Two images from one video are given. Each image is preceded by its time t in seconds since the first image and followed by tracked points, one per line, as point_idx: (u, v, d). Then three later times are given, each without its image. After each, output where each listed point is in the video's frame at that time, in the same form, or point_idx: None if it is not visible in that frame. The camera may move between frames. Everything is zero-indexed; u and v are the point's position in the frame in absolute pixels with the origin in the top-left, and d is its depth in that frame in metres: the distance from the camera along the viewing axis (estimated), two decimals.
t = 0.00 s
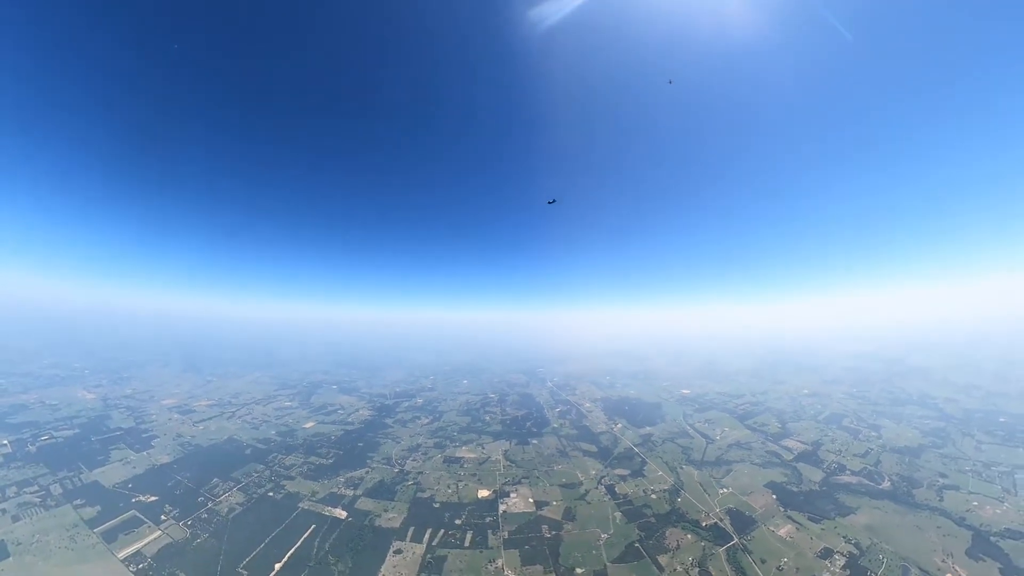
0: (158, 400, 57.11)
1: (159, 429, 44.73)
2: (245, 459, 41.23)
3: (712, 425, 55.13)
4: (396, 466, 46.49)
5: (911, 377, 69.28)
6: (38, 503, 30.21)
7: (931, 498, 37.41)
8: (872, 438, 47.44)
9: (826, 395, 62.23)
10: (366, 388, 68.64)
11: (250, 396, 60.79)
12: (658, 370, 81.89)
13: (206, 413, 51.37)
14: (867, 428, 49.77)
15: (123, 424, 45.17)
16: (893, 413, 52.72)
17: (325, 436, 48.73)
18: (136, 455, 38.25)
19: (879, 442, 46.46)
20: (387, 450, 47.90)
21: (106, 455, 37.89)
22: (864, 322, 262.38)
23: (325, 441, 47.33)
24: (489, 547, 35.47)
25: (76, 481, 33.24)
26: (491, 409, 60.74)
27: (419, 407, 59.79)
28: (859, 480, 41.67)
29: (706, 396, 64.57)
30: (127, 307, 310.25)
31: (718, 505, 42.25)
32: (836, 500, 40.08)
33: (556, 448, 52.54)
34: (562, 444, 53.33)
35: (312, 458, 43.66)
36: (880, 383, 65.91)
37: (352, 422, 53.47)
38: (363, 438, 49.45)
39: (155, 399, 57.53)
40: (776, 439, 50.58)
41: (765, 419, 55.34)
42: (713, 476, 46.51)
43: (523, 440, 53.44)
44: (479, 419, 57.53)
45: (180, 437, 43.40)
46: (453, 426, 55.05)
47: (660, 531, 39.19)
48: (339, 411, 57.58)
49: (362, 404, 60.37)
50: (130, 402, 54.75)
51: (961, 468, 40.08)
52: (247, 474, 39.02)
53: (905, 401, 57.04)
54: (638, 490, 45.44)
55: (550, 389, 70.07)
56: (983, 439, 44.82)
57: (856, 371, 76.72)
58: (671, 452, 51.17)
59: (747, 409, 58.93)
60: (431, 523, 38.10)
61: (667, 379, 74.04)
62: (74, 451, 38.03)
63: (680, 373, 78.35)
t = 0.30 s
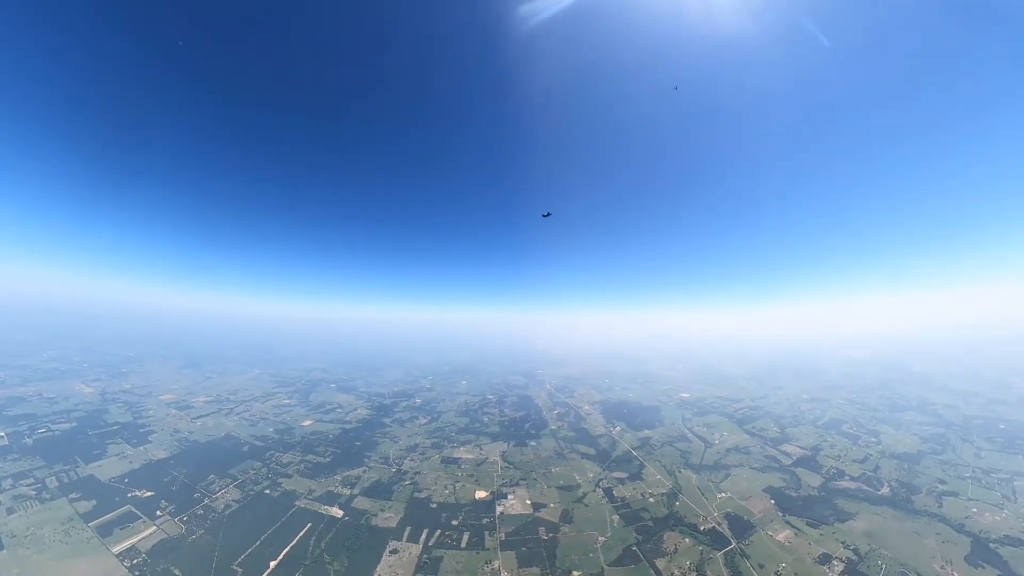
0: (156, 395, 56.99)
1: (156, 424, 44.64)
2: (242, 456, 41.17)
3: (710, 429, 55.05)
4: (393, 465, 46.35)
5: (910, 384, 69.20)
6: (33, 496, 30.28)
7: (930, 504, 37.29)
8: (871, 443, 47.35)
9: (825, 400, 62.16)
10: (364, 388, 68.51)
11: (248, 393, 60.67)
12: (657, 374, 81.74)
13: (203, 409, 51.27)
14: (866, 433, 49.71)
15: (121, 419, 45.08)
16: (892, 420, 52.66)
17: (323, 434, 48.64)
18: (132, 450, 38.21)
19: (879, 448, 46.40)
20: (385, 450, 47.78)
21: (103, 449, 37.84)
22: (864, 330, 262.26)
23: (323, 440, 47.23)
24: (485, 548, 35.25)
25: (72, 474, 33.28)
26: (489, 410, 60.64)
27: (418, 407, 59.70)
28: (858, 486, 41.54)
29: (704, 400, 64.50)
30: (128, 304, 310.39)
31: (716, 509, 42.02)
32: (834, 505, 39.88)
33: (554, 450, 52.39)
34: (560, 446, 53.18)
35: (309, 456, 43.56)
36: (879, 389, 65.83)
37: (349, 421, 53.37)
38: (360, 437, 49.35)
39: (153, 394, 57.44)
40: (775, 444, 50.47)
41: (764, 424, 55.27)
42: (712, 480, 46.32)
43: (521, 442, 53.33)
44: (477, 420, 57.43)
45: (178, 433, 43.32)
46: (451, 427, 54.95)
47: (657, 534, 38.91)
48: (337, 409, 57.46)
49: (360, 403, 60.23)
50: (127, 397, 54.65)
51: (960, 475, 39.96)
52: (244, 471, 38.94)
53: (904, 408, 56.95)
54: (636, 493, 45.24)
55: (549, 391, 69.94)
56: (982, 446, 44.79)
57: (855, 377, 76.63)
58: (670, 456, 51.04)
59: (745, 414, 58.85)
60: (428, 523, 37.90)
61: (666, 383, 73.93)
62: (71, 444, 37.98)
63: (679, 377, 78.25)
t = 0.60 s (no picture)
0: (154, 388, 56.91)
1: (153, 417, 44.59)
2: (239, 452, 41.09)
3: (708, 435, 54.99)
4: (390, 465, 46.15)
5: (909, 392, 69.21)
6: (27, 487, 30.44)
7: (928, 512, 37.20)
8: (869, 451, 47.43)
9: (824, 407, 62.17)
10: (362, 386, 68.39)
11: (246, 389, 60.55)
12: (656, 379, 81.69)
13: (201, 404, 51.22)
14: (864, 441, 49.73)
15: (118, 411, 45.02)
16: (890, 428, 52.70)
17: (320, 432, 48.56)
18: (128, 443, 38.24)
19: (876, 456, 46.41)
20: (382, 449, 47.61)
21: (98, 441, 37.87)
22: (863, 339, 262.55)
23: (319, 438, 47.12)
24: (480, 550, 34.93)
25: (67, 466, 33.42)
26: (487, 412, 60.59)
27: (415, 407, 59.65)
28: (855, 493, 41.40)
29: (703, 406, 64.48)
30: (127, 299, 310.21)
31: (713, 514, 41.62)
32: (832, 512, 39.55)
33: (551, 453, 52.23)
34: (557, 449, 53.04)
35: (306, 454, 43.39)
36: (878, 397, 65.85)
37: (347, 419, 53.29)
38: (357, 436, 49.24)
39: (151, 387, 57.36)
40: (772, 450, 50.41)
41: (762, 430, 55.26)
42: (709, 486, 46.03)
43: (519, 444, 53.22)
44: (475, 421, 57.37)
45: (174, 427, 43.30)
46: (448, 427, 54.90)
47: (653, 539, 38.40)
48: (335, 408, 57.37)
49: (358, 402, 60.12)
50: (125, 390, 54.57)
51: (958, 483, 40.02)
52: (240, 467, 38.80)
53: (902, 416, 56.98)
54: (633, 497, 44.95)
55: (547, 393, 69.89)
56: (981, 455, 44.84)
57: (854, 384, 76.62)
58: (667, 460, 50.92)
59: (743, 420, 58.84)
60: (423, 523, 37.61)
61: (664, 388, 73.89)
62: (67, 435, 37.96)
63: (677, 382, 78.21)
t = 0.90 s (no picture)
0: (152, 380, 56.83)
1: (149, 409, 44.55)
2: (234, 446, 41.03)
3: (703, 440, 55.08)
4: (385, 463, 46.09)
5: (905, 401, 69.51)
6: (20, 474, 30.42)
7: (922, 521, 37.28)
8: (864, 459, 47.61)
9: (819, 414, 62.39)
10: (359, 384, 68.38)
11: (244, 383, 60.48)
12: (652, 383, 81.86)
13: (198, 397, 51.17)
14: (858, 449, 49.94)
15: (114, 402, 44.94)
16: (885, 436, 52.96)
17: (315, 428, 48.53)
18: (123, 434, 38.17)
19: (871, 464, 46.62)
20: (377, 448, 47.56)
21: (94, 431, 37.83)
22: (858, 348, 263.66)
23: (315, 434, 47.07)
24: (473, 550, 34.77)
25: (61, 455, 33.38)
26: (483, 412, 60.65)
27: (411, 406, 59.66)
28: (850, 501, 41.45)
29: (698, 411, 64.65)
30: (124, 292, 309.19)
31: (707, 519, 41.47)
32: (826, 520, 39.49)
33: (546, 455, 52.17)
34: (552, 451, 52.98)
35: (301, 450, 43.31)
36: (873, 406, 66.13)
37: (343, 417, 53.28)
38: (353, 433, 49.22)
39: (148, 379, 57.28)
40: (767, 457, 50.51)
41: (757, 436, 55.41)
42: (704, 491, 45.96)
43: (514, 445, 53.17)
44: (470, 422, 57.39)
45: (170, 419, 43.25)
46: (444, 427, 54.93)
47: (647, 543, 38.15)
48: (331, 405, 57.34)
49: (354, 399, 60.07)
50: (122, 380, 54.50)
51: (951, 493, 40.21)
52: (235, 461, 38.71)
53: (897, 425, 57.24)
54: (627, 501, 44.79)
55: (543, 396, 69.94)
56: (975, 465, 45.12)
57: (850, 392, 76.91)
58: (662, 465, 50.91)
59: (739, 426, 59.00)
60: (417, 522, 37.42)
61: (660, 392, 74.07)
62: (62, 425, 37.87)
63: (674, 387, 78.43)
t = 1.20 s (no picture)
0: (147, 371, 56.62)
1: (145, 401, 44.36)
2: (228, 440, 40.87)
3: (697, 444, 55.35)
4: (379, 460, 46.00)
5: (897, 410, 70.20)
6: (13, 463, 30.22)
7: (913, 528, 37.58)
8: (855, 466, 48.01)
9: (812, 421, 62.89)
10: (355, 381, 68.30)
11: (240, 377, 60.32)
12: (647, 387, 82.25)
13: (193, 390, 51.04)
14: (851, 456, 50.36)
15: (109, 392, 44.75)
16: (877, 444, 53.47)
17: (310, 424, 48.43)
18: (117, 425, 37.99)
19: (863, 471, 47.02)
20: (371, 445, 47.48)
21: (88, 421, 37.66)
22: (852, 358, 264.88)
23: (310, 430, 46.93)
24: (465, 549, 34.65)
25: (54, 444, 33.19)
26: (478, 412, 60.71)
27: (407, 404, 59.64)
28: (841, 507, 41.72)
29: (692, 415, 65.02)
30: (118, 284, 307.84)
31: (700, 522, 41.51)
32: (817, 525, 39.65)
33: (540, 456, 52.21)
34: (546, 452, 53.03)
35: (295, 445, 43.17)
36: (866, 414, 66.73)
37: (338, 413, 53.26)
38: (348, 430, 49.16)
39: (144, 370, 57.04)
40: (760, 462, 50.81)
41: (750, 442, 55.76)
42: (697, 495, 46.07)
43: (509, 446, 53.17)
44: (465, 421, 57.43)
45: (165, 411, 43.07)
46: (439, 426, 54.96)
47: (639, 545, 38.07)
48: (327, 401, 57.24)
49: (350, 396, 59.97)
50: (118, 371, 54.25)
51: (942, 501, 40.65)
52: (229, 455, 38.51)
53: (889, 433, 57.80)
54: (620, 503, 44.77)
55: (539, 397, 70.10)
56: (965, 473, 45.68)
57: (843, 400, 77.56)
58: (655, 468, 51.05)
59: (732, 431, 59.35)
60: (410, 520, 37.31)
61: (655, 396, 74.41)
62: (56, 413, 37.68)
63: (668, 391, 78.86)
